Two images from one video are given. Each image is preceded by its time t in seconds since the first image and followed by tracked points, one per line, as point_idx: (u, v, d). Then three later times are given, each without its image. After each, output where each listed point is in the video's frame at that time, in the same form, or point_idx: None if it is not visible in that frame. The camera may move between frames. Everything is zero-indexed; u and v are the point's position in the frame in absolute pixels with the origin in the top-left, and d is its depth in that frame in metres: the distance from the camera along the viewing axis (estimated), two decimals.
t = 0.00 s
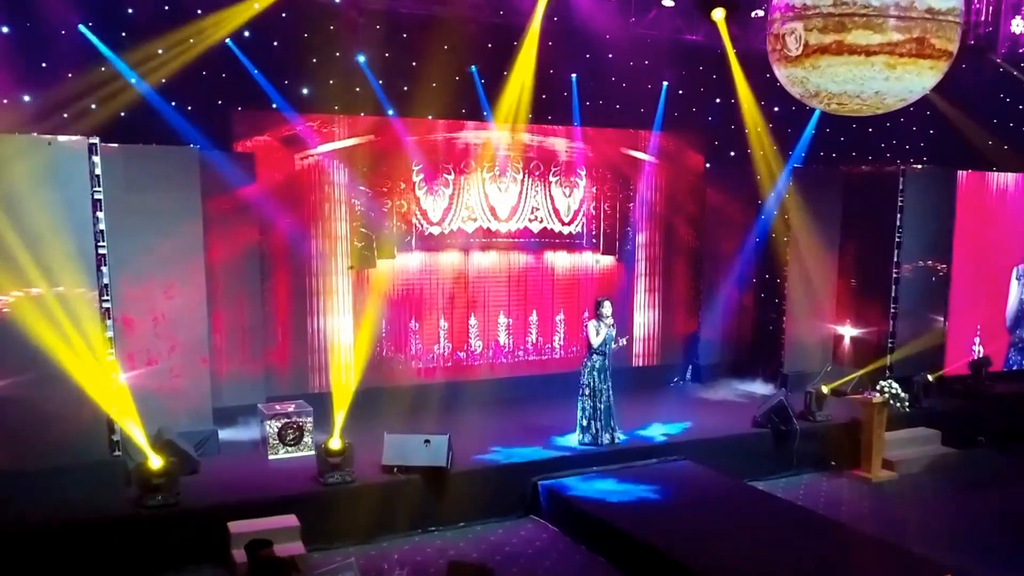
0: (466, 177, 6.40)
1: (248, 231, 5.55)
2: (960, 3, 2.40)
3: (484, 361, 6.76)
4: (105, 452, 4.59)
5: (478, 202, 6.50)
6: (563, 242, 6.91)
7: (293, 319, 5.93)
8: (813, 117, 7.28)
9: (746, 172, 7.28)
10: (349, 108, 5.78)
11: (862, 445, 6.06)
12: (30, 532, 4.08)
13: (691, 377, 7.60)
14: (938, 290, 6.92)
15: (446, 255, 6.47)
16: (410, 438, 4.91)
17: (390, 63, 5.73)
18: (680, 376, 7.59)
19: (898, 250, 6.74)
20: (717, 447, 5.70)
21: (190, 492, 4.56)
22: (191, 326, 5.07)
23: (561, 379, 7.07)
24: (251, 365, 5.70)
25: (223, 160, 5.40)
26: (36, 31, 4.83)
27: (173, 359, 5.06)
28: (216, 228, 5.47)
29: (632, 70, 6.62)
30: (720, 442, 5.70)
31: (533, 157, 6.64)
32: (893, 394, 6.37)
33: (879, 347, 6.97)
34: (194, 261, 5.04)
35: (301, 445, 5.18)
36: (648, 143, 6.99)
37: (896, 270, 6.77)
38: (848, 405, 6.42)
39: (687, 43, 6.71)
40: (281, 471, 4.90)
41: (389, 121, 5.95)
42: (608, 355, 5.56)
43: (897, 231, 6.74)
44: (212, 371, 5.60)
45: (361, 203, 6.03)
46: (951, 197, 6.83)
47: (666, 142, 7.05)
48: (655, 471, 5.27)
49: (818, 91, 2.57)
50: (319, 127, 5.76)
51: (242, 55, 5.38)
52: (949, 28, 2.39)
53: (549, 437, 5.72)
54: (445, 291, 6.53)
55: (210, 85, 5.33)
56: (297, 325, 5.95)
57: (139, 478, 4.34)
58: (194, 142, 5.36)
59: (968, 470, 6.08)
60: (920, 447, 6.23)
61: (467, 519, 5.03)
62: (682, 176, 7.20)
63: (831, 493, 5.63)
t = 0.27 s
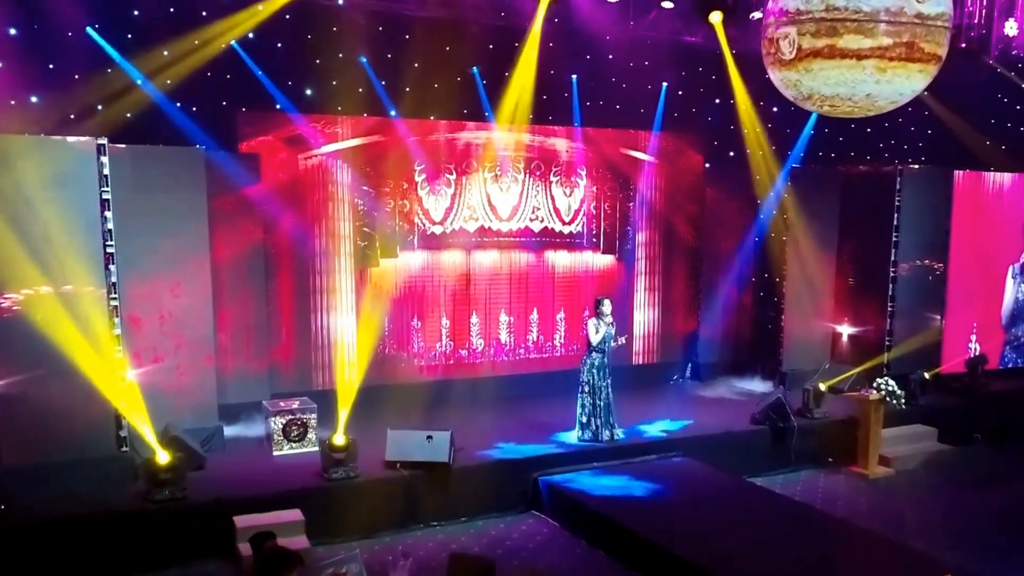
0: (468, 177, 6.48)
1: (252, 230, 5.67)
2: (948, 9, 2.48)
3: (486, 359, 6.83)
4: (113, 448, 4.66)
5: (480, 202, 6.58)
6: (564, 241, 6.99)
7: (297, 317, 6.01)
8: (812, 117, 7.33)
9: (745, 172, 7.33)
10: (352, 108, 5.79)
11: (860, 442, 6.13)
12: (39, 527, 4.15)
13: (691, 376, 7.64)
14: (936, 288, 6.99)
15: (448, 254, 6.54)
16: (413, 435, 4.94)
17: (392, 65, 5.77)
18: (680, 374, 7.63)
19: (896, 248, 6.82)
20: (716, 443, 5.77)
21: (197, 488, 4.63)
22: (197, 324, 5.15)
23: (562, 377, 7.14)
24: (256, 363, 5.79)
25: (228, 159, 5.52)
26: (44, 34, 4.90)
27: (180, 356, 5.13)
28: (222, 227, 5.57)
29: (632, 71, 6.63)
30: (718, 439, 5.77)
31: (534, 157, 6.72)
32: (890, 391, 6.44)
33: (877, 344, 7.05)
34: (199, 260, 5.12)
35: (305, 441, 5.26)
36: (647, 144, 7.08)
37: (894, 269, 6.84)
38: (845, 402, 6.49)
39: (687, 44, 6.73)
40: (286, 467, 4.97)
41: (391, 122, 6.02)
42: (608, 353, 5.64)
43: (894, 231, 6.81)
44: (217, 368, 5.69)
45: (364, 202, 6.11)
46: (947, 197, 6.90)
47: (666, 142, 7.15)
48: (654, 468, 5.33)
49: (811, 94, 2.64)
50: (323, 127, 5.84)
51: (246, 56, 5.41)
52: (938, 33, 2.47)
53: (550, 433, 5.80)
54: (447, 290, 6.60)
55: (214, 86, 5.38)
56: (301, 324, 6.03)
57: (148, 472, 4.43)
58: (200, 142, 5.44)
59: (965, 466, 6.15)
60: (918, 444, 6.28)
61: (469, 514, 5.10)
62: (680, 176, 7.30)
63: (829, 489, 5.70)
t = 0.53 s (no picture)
0: (470, 178, 6.57)
1: (257, 228, 5.79)
2: (936, 15, 2.56)
3: (488, 356, 6.93)
4: (122, 442, 4.77)
5: (482, 201, 6.67)
6: (565, 240, 7.08)
7: (301, 315, 6.09)
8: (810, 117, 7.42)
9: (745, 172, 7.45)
10: (355, 108, 5.86)
11: (857, 438, 6.22)
12: (51, 517, 4.25)
13: (690, 373, 7.67)
14: (932, 287, 7.08)
15: (450, 252, 6.62)
16: (416, 430, 5.05)
17: (395, 66, 5.86)
18: (679, 372, 7.69)
19: (892, 247, 6.90)
20: (714, 439, 5.86)
21: (204, 483, 4.71)
22: (203, 322, 5.24)
23: (562, 375, 7.23)
24: (260, 359, 5.93)
25: (235, 159, 5.64)
26: (52, 35, 4.99)
27: (187, 353, 5.22)
28: (227, 226, 5.69)
29: (632, 72, 6.73)
30: (717, 435, 5.86)
31: (535, 157, 6.80)
32: (885, 386, 6.57)
33: (874, 342, 7.13)
34: (206, 259, 5.21)
35: (309, 436, 5.35)
36: (647, 143, 7.15)
37: (890, 268, 6.93)
38: (842, 398, 6.57)
39: (685, 46, 6.82)
40: (291, 462, 5.06)
41: (395, 123, 6.11)
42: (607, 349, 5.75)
43: (891, 230, 6.89)
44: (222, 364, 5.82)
45: (368, 201, 6.19)
46: (944, 197, 6.97)
47: (666, 143, 7.21)
48: (653, 463, 5.41)
49: (803, 96, 2.73)
50: (328, 128, 5.93)
51: (254, 60, 5.50)
52: (925, 37, 2.55)
53: (550, 429, 5.89)
54: (449, 288, 6.69)
55: (220, 87, 5.45)
56: (306, 322, 6.11)
57: (156, 466, 4.50)
58: (208, 143, 5.51)
59: (960, 462, 6.24)
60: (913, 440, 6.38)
61: (471, 508, 5.19)
62: (680, 175, 7.35)
63: (825, 484, 5.79)
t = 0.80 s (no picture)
0: (471, 177, 6.65)
1: (262, 228, 5.89)
2: (924, 19, 2.64)
3: (489, 353, 7.02)
4: (130, 438, 4.95)
5: (483, 200, 6.75)
6: (565, 239, 7.17)
7: (306, 312, 6.17)
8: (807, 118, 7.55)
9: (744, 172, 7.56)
10: (358, 109, 5.99)
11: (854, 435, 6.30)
12: (61, 510, 4.33)
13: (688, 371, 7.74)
14: (928, 285, 7.17)
15: (452, 251, 6.72)
16: (419, 425, 5.15)
17: (399, 67, 5.99)
18: (678, 369, 7.77)
19: (888, 246, 7.02)
20: (714, 435, 5.95)
21: (211, 476, 4.81)
22: (209, 319, 5.29)
23: (563, 372, 7.33)
24: (265, 356, 6.04)
25: (241, 159, 5.73)
26: (61, 37, 5.10)
27: (194, 350, 5.27)
28: (232, 226, 5.78)
29: (632, 72, 6.87)
30: (716, 431, 5.95)
31: (536, 156, 6.86)
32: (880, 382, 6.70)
33: (870, 340, 7.19)
34: (213, 257, 5.26)
35: (313, 432, 5.44)
36: (647, 143, 7.19)
37: (886, 266, 7.05)
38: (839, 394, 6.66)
39: (683, 47, 6.95)
40: (297, 456, 5.15)
41: (398, 123, 6.20)
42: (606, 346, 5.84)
43: (887, 230, 7.01)
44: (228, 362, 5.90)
45: (371, 200, 6.27)
46: (939, 196, 7.07)
47: (666, 143, 7.24)
48: (653, 458, 5.51)
49: (795, 99, 2.82)
50: (331, 128, 5.99)
51: (261, 62, 5.62)
52: (913, 41, 2.63)
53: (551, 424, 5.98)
54: (451, 286, 6.78)
55: (226, 88, 5.57)
56: (310, 319, 6.19)
57: (164, 459, 4.62)
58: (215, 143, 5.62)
59: (955, 458, 6.33)
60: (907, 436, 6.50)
61: (473, 502, 5.28)
62: (681, 174, 7.39)
63: (822, 479, 5.88)
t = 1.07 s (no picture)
0: (473, 176, 6.73)
1: (267, 225, 5.93)
2: (914, 23, 2.70)
3: (490, 351, 7.10)
4: (138, 432, 5.06)
5: (484, 200, 6.83)
6: (566, 237, 7.25)
7: (309, 310, 6.26)
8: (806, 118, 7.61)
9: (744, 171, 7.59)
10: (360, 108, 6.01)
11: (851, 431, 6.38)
12: (70, 503, 4.41)
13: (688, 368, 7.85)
14: (924, 284, 7.27)
15: (454, 249, 6.81)
16: (421, 421, 5.21)
17: (400, 67, 6.03)
18: (678, 366, 7.86)
19: (885, 245, 7.09)
20: (713, 432, 6.03)
21: (217, 471, 4.88)
22: (214, 316, 5.35)
23: (564, 369, 7.41)
24: (271, 353, 6.08)
25: (247, 159, 5.79)
26: (66, 39, 5.14)
27: (200, 347, 5.33)
28: (238, 224, 5.82)
29: (632, 73, 6.89)
30: (714, 427, 6.03)
31: (536, 156, 6.96)
32: (877, 379, 6.74)
33: (867, 337, 7.32)
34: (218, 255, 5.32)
35: (318, 427, 5.53)
36: (647, 143, 7.32)
37: (884, 264, 7.12)
38: (836, 391, 6.75)
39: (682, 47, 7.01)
40: (301, 451, 5.23)
41: (401, 123, 6.29)
42: (606, 343, 5.91)
43: (884, 228, 7.08)
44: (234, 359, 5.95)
45: (374, 199, 6.37)
46: (936, 195, 7.14)
47: (665, 142, 7.38)
48: (652, 454, 5.57)
49: (789, 100, 2.90)
50: (335, 128, 6.09)
51: (265, 63, 5.66)
52: (904, 45, 2.70)
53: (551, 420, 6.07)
54: (453, 284, 6.87)
55: (231, 88, 5.61)
56: (314, 316, 6.28)
57: (171, 454, 4.66)
58: (221, 143, 5.68)
59: (951, 453, 6.41)
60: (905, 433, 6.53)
61: (474, 497, 5.36)
62: (681, 174, 7.51)
63: (819, 474, 5.95)
